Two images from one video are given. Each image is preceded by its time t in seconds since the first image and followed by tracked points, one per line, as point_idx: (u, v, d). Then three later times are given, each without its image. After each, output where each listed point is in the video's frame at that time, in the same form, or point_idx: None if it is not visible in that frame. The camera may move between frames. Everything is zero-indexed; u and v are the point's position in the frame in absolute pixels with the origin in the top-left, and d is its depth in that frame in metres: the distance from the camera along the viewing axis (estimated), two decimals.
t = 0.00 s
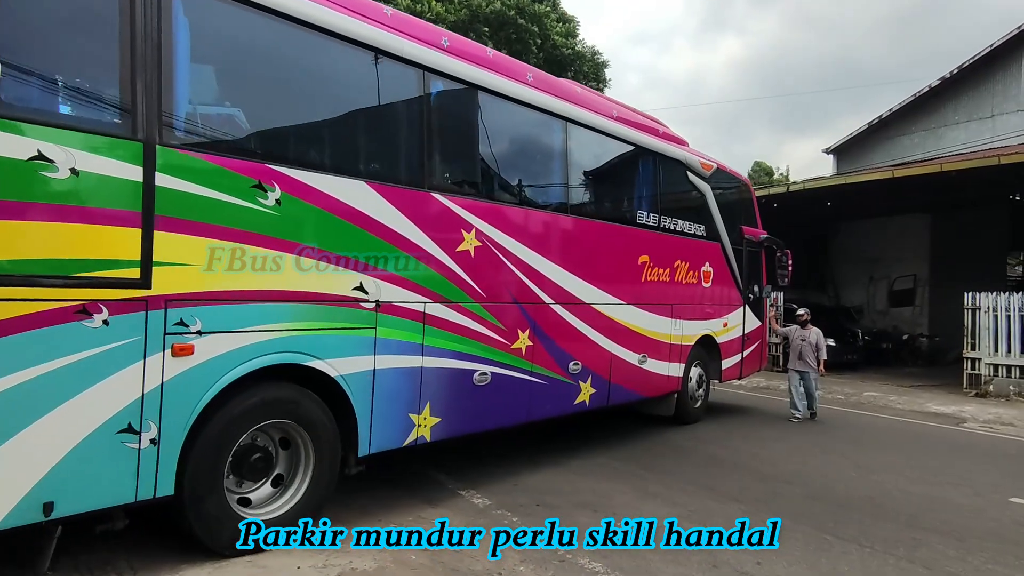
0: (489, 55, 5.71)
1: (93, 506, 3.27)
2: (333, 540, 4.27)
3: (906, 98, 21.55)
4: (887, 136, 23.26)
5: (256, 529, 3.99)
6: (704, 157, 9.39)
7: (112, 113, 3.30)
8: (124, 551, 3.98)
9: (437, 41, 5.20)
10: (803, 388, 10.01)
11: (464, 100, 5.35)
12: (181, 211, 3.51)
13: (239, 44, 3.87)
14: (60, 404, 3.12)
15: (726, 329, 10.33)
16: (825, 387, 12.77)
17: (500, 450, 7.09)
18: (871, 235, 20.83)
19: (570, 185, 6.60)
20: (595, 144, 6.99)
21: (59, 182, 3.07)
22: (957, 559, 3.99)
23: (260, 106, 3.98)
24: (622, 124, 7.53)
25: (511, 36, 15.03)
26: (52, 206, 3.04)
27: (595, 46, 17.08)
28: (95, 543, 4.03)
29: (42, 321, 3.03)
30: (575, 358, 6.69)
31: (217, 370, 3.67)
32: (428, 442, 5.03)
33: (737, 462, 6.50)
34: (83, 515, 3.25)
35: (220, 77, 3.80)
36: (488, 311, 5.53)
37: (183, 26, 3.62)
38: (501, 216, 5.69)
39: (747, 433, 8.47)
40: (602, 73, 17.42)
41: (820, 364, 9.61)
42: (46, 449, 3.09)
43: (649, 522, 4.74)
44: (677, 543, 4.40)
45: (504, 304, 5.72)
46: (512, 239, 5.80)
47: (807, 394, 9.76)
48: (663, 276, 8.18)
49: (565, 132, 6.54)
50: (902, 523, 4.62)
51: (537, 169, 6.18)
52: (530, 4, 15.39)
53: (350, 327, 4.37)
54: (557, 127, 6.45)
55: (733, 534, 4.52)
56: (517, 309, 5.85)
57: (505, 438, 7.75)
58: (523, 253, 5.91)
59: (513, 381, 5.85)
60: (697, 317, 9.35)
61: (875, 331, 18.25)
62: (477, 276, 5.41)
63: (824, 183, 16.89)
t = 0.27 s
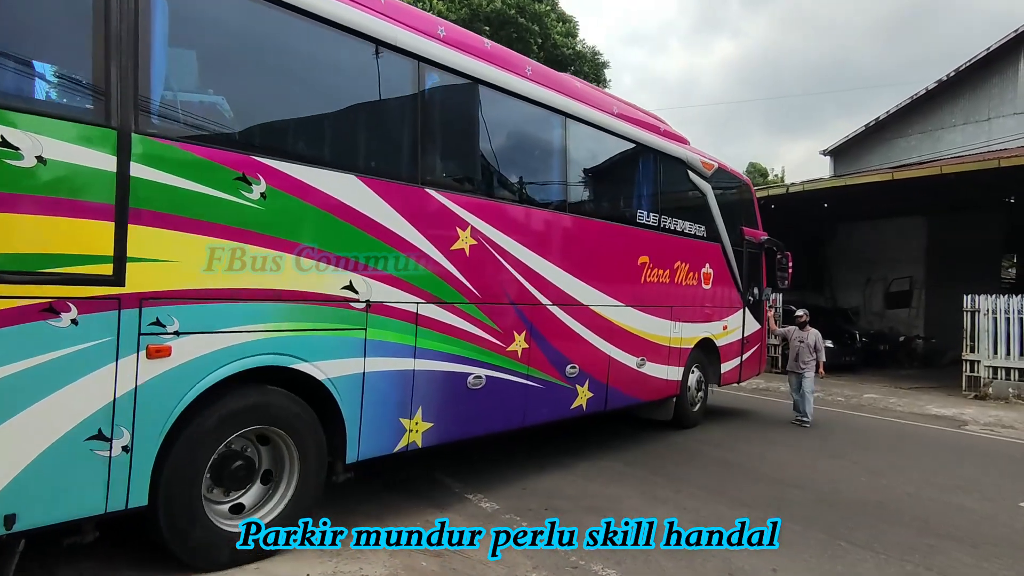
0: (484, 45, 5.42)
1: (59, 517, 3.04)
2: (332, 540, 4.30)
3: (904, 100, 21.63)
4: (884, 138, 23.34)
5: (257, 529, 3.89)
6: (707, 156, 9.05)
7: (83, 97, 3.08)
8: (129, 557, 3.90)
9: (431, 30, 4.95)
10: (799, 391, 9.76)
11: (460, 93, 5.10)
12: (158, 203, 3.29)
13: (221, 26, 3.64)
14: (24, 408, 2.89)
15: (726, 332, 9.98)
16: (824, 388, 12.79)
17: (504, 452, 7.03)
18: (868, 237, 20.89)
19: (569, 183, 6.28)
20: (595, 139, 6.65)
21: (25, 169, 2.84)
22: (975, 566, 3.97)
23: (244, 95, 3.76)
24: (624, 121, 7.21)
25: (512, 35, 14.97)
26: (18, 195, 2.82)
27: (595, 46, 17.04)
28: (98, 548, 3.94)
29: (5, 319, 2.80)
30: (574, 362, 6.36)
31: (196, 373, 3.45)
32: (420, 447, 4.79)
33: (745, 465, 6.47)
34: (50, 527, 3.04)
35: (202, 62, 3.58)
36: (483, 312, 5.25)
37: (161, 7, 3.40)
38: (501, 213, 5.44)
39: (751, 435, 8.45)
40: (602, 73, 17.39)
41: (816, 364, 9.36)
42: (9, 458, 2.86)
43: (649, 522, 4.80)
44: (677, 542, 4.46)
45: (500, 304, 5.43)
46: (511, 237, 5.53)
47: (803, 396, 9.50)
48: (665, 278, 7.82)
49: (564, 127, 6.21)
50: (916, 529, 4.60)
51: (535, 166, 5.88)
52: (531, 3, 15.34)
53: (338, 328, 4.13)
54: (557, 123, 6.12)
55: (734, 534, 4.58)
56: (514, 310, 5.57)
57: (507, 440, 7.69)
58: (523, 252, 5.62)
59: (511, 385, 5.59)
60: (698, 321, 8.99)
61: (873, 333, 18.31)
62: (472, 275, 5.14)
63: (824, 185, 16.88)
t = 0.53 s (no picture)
0: (474, 36, 5.19)
1: (12, 533, 2.83)
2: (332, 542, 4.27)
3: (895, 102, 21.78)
4: (876, 139, 23.49)
5: (258, 529, 3.76)
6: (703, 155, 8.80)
7: (41, 82, 2.86)
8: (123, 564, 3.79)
9: (418, 20, 4.71)
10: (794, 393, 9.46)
11: (451, 86, 4.89)
12: (123, 197, 3.06)
13: (195, 10, 3.43)
14: None
15: (720, 334, 9.64)
16: (818, 389, 12.84)
17: (504, 455, 6.97)
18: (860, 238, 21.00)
19: (561, 181, 6.04)
20: (588, 135, 6.38)
21: None
22: (980, 569, 3.97)
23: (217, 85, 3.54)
24: (620, 116, 6.96)
25: (507, 34, 14.91)
26: None
27: (590, 47, 17.03)
28: (94, 556, 3.85)
29: None
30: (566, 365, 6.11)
31: (165, 379, 3.23)
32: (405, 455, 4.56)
33: (745, 468, 6.46)
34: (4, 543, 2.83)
35: (174, 48, 3.37)
36: (471, 313, 5.02)
37: None
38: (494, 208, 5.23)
39: (749, 436, 8.45)
40: (597, 74, 17.38)
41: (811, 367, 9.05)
42: None
43: (649, 522, 4.84)
44: (677, 542, 4.50)
45: (490, 305, 5.19)
46: (507, 237, 5.35)
47: (797, 399, 9.20)
48: (660, 279, 7.55)
49: (557, 123, 5.96)
50: (920, 531, 4.61)
51: (528, 163, 5.64)
52: (526, 3, 15.31)
53: (319, 330, 3.91)
54: (550, 118, 5.88)
55: (733, 534, 4.62)
56: (504, 312, 5.33)
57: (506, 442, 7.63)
58: (516, 251, 5.42)
59: (502, 389, 5.37)
60: (695, 323, 8.70)
61: (865, 333, 18.43)
62: (461, 275, 4.91)
63: (817, 185, 16.93)
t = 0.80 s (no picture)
0: (451, 26, 5.00)
1: None
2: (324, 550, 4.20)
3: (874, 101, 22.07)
4: (855, 138, 23.79)
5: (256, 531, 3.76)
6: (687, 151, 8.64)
7: None
8: None
9: (392, 7, 4.49)
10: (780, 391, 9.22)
11: (429, 79, 4.74)
12: (67, 190, 2.83)
13: None
14: None
15: (703, 333, 9.42)
16: (802, 385, 12.96)
17: (494, 456, 6.92)
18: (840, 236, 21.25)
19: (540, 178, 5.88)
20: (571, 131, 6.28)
21: None
22: (971, 564, 4.00)
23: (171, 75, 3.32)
24: (601, 111, 6.82)
25: (490, 33, 14.83)
26: None
27: (573, 46, 17.02)
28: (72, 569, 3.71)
29: None
30: (545, 366, 5.94)
31: (115, 385, 3.01)
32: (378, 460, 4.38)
33: (735, 465, 6.47)
34: None
35: (126, 30, 3.15)
36: (448, 313, 4.83)
37: None
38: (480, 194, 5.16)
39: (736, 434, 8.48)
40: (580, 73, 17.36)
41: (797, 365, 8.81)
42: None
43: (649, 522, 4.84)
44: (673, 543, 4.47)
45: (467, 304, 5.01)
46: (495, 236, 5.27)
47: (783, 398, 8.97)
48: (642, 277, 7.37)
49: (536, 119, 5.79)
50: (910, 527, 4.63)
51: (505, 158, 5.47)
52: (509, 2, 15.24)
53: (286, 332, 3.71)
54: (528, 112, 5.72)
55: (733, 534, 4.59)
56: (482, 311, 5.15)
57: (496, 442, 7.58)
58: (499, 249, 5.29)
59: (480, 391, 5.19)
60: (677, 321, 8.51)
61: (846, 330, 18.65)
62: (438, 273, 4.72)
63: (798, 183, 17.05)
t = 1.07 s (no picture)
0: (427, 14, 4.83)
1: None
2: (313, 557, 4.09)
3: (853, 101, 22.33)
4: (834, 137, 24.07)
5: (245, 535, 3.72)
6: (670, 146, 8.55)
7: None
8: None
9: None
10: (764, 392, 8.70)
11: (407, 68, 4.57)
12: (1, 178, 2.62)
13: None
14: None
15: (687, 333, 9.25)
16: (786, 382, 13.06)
17: (481, 457, 6.84)
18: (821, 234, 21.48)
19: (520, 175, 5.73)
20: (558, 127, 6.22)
21: None
22: (963, 559, 4.00)
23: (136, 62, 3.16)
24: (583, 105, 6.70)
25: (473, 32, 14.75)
26: None
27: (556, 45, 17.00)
28: None
29: None
30: (525, 366, 5.74)
31: (58, 389, 2.78)
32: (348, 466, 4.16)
33: (724, 463, 6.46)
34: None
35: (69, 10, 2.95)
36: (424, 312, 4.61)
37: None
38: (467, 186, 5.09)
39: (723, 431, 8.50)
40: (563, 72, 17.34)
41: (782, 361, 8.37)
42: None
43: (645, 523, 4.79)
44: (666, 543, 4.43)
45: (443, 302, 4.79)
46: (484, 236, 5.20)
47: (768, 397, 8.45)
48: (625, 275, 7.22)
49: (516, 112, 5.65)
50: (899, 522, 4.64)
51: (484, 153, 5.31)
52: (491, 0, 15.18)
53: (247, 331, 3.49)
54: (508, 105, 5.55)
55: (733, 534, 4.53)
56: (459, 310, 4.93)
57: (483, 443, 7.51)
58: (476, 245, 5.10)
59: (458, 393, 4.99)
60: (660, 320, 8.31)
61: (828, 327, 18.85)
62: (413, 270, 4.51)
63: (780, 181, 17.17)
